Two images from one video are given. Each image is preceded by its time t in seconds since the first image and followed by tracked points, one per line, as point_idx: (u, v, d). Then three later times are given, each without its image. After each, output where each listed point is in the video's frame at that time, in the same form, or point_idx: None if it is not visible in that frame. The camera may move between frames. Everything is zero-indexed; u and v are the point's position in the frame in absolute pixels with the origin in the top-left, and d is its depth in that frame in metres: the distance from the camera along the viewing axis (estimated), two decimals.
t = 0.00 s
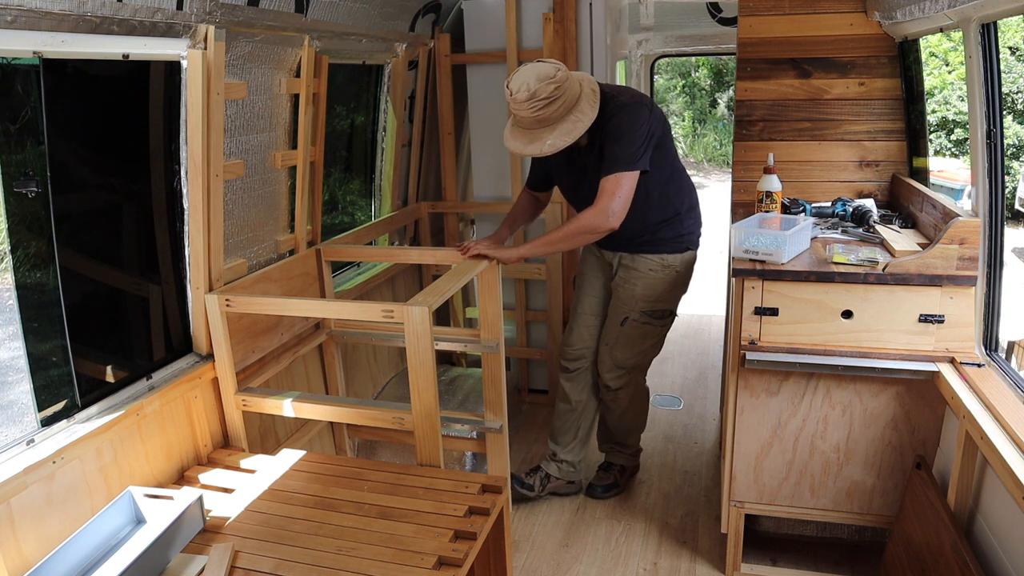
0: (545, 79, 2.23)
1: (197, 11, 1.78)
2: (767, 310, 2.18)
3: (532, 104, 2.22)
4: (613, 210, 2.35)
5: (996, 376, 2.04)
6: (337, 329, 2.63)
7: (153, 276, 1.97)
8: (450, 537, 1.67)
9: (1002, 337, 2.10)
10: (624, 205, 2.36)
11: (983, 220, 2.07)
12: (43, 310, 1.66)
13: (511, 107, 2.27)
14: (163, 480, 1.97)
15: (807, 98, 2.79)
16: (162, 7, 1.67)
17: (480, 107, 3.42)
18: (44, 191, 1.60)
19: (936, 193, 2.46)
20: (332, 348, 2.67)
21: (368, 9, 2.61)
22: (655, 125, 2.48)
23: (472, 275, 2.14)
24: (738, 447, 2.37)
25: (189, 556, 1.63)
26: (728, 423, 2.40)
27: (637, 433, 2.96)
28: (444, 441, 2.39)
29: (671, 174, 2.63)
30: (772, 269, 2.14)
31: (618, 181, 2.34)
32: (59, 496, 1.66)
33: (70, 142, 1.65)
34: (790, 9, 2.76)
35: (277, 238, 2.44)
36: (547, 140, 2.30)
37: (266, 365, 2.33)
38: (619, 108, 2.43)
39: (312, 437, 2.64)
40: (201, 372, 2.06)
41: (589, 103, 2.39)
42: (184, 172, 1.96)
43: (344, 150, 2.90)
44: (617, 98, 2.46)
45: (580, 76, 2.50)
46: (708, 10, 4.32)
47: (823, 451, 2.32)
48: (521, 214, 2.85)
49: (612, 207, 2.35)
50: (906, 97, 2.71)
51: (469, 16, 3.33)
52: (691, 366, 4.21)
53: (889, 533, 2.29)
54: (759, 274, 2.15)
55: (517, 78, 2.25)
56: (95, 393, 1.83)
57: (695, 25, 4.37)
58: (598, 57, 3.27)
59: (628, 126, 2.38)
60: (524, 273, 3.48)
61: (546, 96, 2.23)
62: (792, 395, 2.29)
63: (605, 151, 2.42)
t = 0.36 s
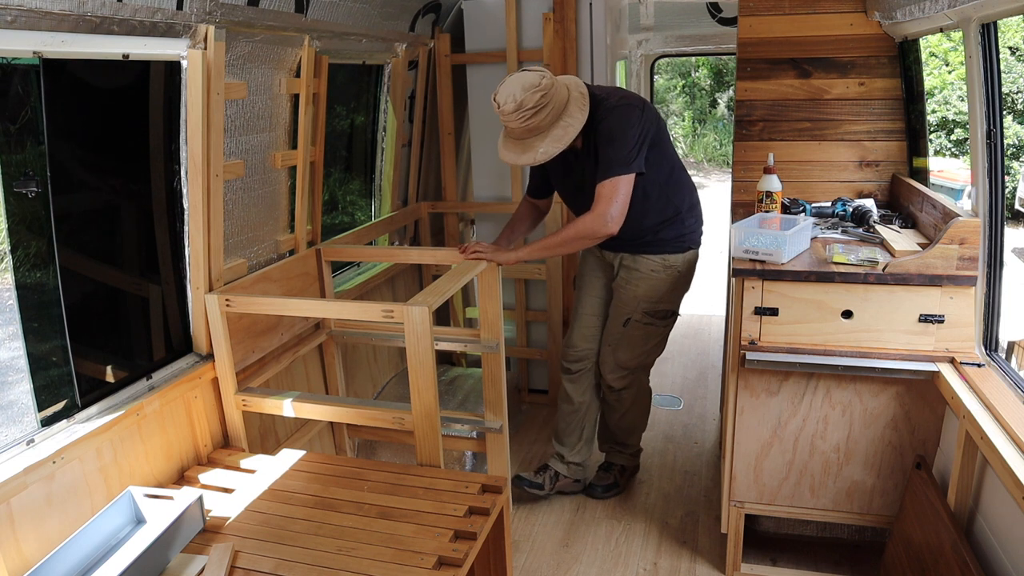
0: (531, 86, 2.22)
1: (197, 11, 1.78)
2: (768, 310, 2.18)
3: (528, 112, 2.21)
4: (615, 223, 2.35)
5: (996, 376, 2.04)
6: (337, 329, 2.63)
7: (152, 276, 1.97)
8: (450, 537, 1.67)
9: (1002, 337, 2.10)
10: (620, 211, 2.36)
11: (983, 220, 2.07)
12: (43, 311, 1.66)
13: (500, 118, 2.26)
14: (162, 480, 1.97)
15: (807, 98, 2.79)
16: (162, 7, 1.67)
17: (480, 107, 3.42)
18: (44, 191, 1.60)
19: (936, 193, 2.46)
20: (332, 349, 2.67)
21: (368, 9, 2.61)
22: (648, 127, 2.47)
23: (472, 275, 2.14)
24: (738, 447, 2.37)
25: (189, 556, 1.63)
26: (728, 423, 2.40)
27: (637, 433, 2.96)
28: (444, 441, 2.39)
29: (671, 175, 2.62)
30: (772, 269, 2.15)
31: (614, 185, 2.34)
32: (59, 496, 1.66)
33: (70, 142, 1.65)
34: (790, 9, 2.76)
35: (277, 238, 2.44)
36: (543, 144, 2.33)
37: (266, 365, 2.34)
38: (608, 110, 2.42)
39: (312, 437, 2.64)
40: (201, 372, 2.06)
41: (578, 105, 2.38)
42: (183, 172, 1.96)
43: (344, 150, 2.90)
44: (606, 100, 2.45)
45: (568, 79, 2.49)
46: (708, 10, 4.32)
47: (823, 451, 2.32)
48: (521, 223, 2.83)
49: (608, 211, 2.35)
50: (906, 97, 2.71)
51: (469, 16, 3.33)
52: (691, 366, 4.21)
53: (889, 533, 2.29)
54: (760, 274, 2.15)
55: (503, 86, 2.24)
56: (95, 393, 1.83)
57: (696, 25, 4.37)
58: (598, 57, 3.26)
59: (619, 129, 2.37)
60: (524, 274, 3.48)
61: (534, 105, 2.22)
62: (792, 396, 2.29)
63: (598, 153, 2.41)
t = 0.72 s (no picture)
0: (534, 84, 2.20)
1: (197, 11, 1.78)
2: (767, 310, 2.19)
3: (542, 173, 2.60)
4: (607, 310, 2.65)
5: (996, 376, 2.04)
6: (337, 329, 2.63)
7: (153, 276, 1.97)
8: (450, 537, 1.67)
9: (1002, 337, 2.10)
10: (615, 301, 2.66)
11: (982, 220, 2.07)
12: (43, 311, 1.66)
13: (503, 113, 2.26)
14: (163, 480, 1.97)
15: (807, 98, 2.79)
16: (162, 7, 1.68)
17: (480, 107, 3.42)
18: (44, 191, 1.61)
19: (936, 193, 2.46)
20: (332, 349, 2.68)
21: (368, 9, 2.61)
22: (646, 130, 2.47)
23: (472, 275, 2.14)
24: (738, 447, 2.38)
25: (189, 556, 1.63)
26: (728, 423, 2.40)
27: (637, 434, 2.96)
28: (444, 441, 2.39)
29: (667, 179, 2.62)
30: (772, 269, 2.15)
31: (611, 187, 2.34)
32: (59, 496, 1.66)
33: (71, 142, 1.66)
34: (790, 9, 2.76)
35: (277, 238, 2.44)
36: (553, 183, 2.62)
37: (266, 365, 2.34)
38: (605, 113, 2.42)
39: (312, 437, 2.64)
40: (201, 372, 2.07)
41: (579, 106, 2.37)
42: (184, 172, 1.96)
43: (344, 150, 2.90)
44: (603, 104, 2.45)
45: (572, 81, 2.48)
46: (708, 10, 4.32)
47: (823, 451, 2.32)
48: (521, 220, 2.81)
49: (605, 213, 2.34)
50: (906, 97, 2.70)
51: (469, 16, 3.33)
52: (691, 366, 4.21)
53: (889, 533, 2.29)
54: (759, 274, 2.15)
55: (519, 168, 2.61)
56: (95, 393, 1.83)
57: (696, 25, 4.36)
58: (598, 58, 3.24)
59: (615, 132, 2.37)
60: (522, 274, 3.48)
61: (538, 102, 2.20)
62: (792, 396, 2.29)
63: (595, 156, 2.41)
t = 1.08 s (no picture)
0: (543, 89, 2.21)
1: (197, 11, 1.78)
2: (767, 310, 2.19)
3: (563, 173, 2.64)
4: (594, 311, 2.55)
5: (996, 377, 2.03)
6: (337, 329, 2.63)
7: (153, 276, 1.97)
8: (450, 537, 1.67)
9: (1002, 337, 2.10)
10: (607, 306, 2.58)
11: (982, 220, 2.07)
12: (43, 311, 1.66)
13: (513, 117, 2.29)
14: (163, 480, 1.97)
15: (807, 98, 2.79)
16: (162, 7, 1.68)
17: (480, 107, 3.42)
18: (44, 191, 1.61)
19: (936, 193, 2.46)
20: (332, 349, 2.68)
21: (368, 9, 2.61)
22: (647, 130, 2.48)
23: (473, 275, 2.14)
24: (738, 447, 2.38)
25: (189, 556, 1.63)
26: (728, 423, 2.40)
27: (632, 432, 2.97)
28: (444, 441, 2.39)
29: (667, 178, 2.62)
30: (772, 269, 2.15)
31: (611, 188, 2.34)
32: (59, 496, 1.66)
33: (70, 142, 1.66)
34: (790, 9, 2.76)
35: (277, 238, 2.44)
36: (571, 185, 2.67)
37: (266, 365, 2.34)
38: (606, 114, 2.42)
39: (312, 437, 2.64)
40: (201, 372, 2.07)
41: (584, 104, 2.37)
42: (184, 172, 1.96)
43: (344, 150, 2.90)
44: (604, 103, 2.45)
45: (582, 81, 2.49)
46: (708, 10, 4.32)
47: (823, 451, 2.32)
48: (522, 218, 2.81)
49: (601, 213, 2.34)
50: (906, 97, 2.70)
51: (469, 16, 3.33)
52: (691, 366, 4.21)
53: (889, 533, 2.29)
54: (759, 274, 2.16)
55: (542, 164, 2.64)
56: (95, 393, 1.83)
57: (696, 25, 4.37)
58: (598, 58, 3.24)
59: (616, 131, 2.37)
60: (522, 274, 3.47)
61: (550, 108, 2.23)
62: (792, 396, 2.29)
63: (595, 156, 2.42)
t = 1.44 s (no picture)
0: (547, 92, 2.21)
1: (197, 11, 1.78)
2: (767, 310, 2.19)
3: (573, 179, 2.65)
4: (587, 317, 2.53)
5: (996, 377, 2.03)
6: (337, 329, 2.63)
7: (153, 276, 1.97)
8: (450, 537, 1.67)
9: (1002, 337, 2.10)
10: (603, 312, 2.57)
11: (982, 220, 2.07)
12: (43, 310, 1.66)
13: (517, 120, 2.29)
14: (163, 480, 1.97)
15: (808, 98, 2.79)
16: (162, 7, 1.68)
17: (480, 107, 3.42)
18: (44, 191, 1.61)
19: (936, 193, 2.46)
20: (332, 349, 2.68)
21: (368, 9, 2.61)
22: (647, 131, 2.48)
23: (473, 275, 2.14)
24: (738, 447, 2.38)
25: (189, 556, 1.63)
26: (728, 423, 2.40)
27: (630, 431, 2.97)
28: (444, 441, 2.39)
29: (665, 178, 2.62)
30: (772, 269, 2.15)
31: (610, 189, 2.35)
32: (59, 496, 1.66)
33: (70, 142, 1.65)
34: (790, 10, 2.76)
35: (277, 238, 2.44)
36: (578, 191, 2.67)
37: (266, 365, 2.34)
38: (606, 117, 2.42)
39: (313, 437, 2.64)
40: (201, 372, 2.07)
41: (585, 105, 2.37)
42: (184, 172, 1.96)
43: (344, 150, 2.90)
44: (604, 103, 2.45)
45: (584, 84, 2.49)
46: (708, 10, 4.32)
47: (823, 451, 2.32)
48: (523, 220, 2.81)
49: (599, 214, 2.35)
50: (906, 97, 2.70)
51: (469, 16, 3.33)
52: (691, 366, 4.21)
53: (889, 533, 2.29)
54: (759, 274, 2.16)
55: (552, 167, 2.64)
56: (95, 393, 1.83)
57: (695, 25, 4.37)
58: (598, 58, 3.24)
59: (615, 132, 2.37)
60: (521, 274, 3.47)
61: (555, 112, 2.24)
62: (792, 396, 2.29)
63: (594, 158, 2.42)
